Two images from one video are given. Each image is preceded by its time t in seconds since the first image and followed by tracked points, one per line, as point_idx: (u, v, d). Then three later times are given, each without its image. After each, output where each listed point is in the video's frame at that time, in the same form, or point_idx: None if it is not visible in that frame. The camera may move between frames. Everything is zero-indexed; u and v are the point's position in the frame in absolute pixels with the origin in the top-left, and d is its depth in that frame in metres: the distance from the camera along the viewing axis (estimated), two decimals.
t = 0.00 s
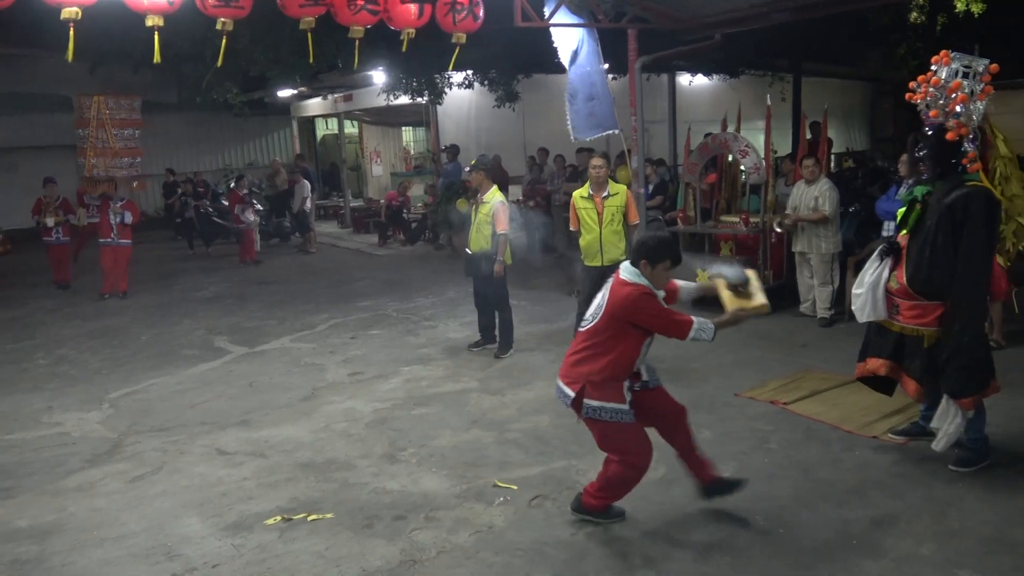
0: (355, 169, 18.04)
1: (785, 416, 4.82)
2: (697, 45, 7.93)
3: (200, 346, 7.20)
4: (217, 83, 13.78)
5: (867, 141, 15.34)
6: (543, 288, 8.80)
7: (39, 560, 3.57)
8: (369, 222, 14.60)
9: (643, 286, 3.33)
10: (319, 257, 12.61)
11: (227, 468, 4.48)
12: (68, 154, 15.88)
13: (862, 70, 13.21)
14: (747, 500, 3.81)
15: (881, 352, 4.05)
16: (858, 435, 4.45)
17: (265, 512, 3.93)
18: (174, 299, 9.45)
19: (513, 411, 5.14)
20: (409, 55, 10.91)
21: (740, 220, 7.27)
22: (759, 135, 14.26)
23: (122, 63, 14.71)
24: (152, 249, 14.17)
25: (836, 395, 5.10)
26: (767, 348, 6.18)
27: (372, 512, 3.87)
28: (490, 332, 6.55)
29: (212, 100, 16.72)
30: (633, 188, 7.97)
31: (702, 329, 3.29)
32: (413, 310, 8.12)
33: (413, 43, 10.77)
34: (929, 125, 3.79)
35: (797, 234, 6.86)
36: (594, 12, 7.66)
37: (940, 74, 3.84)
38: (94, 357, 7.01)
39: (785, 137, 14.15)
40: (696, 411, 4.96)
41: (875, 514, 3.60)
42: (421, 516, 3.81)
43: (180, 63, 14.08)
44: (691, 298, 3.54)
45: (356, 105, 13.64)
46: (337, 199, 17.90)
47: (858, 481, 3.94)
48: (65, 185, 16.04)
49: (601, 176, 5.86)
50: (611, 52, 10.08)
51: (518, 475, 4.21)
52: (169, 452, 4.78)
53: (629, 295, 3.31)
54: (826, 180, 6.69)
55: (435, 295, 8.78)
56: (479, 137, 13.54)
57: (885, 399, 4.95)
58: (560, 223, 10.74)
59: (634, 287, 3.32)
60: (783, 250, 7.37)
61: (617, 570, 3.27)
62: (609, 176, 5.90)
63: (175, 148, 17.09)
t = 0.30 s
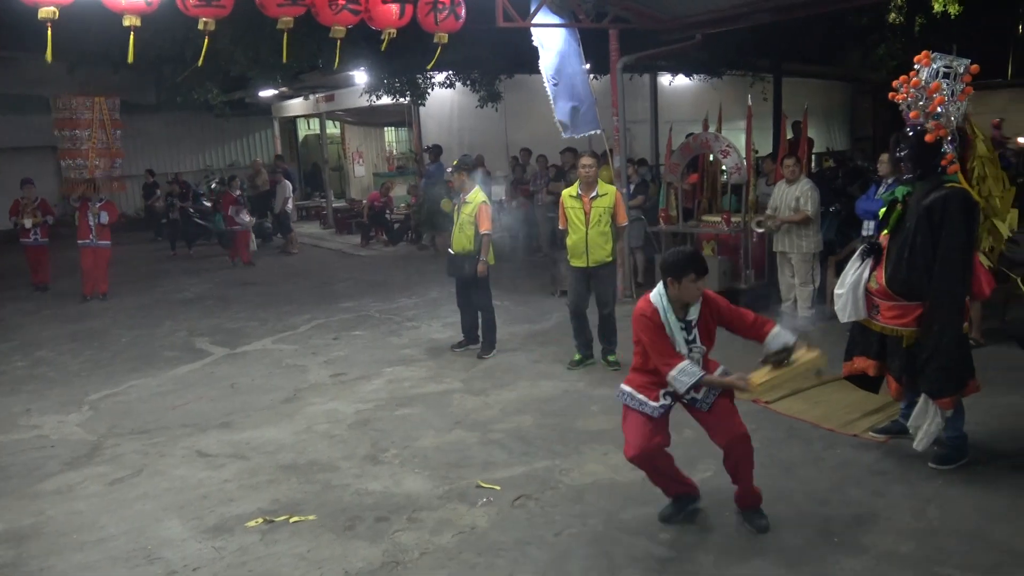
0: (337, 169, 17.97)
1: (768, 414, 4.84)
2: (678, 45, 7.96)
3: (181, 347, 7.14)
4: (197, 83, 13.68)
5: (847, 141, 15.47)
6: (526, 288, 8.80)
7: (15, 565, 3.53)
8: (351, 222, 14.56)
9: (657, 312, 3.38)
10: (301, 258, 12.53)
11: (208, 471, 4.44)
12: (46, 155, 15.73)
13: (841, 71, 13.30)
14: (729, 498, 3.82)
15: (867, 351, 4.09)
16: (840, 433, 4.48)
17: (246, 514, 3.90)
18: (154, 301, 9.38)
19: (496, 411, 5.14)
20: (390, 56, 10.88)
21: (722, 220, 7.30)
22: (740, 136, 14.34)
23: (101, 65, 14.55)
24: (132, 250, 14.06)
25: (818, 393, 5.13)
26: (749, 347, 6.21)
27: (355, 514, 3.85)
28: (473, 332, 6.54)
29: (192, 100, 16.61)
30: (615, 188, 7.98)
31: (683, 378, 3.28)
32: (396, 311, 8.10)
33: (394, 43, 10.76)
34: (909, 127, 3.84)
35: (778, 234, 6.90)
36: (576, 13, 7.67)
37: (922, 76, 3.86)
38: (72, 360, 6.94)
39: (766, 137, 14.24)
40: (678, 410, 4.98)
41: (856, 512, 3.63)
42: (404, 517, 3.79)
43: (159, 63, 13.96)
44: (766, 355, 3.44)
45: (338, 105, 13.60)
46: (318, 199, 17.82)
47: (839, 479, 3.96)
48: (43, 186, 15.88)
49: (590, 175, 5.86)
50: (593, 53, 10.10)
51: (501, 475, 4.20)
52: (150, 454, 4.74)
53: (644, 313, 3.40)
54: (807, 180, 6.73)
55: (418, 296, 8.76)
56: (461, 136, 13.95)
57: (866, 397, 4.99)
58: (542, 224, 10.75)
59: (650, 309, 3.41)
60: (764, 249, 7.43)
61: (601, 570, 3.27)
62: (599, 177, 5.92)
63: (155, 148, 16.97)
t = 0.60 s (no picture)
0: (323, 166, 17.90)
1: (752, 415, 4.87)
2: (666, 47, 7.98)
3: (165, 344, 7.09)
4: (183, 79, 13.58)
5: (833, 144, 15.57)
6: (513, 288, 8.80)
7: None
8: (338, 220, 14.51)
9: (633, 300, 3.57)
10: (286, 255, 12.47)
11: (191, 469, 4.41)
12: (29, 149, 15.57)
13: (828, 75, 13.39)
14: (714, 499, 3.84)
15: (856, 354, 4.09)
16: (823, 435, 4.51)
17: (229, 512, 3.88)
18: (138, 297, 9.30)
19: (482, 410, 5.14)
20: (380, 53, 10.85)
21: (708, 222, 7.31)
22: (727, 138, 14.40)
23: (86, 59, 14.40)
24: (115, 246, 13.95)
25: (802, 395, 5.16)
26: (734, 348, 6.24)
27: (339, 513, 3.84)
28: (459, 331, 6.53)
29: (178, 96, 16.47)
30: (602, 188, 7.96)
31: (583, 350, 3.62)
32: (382, 309, 8.08)
33: (383, 41, 10.71)
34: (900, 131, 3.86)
35: (764, 236, 6.94)
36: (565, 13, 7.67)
37: (914, 80, 3.87)
38: (55, 355, 6.88)
39: (753, 140, 14.31)
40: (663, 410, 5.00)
41: (839, 514, 3.65)
42: (389, 516, 3.78)
43: (143, 57, 13.83)
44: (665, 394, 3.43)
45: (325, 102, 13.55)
46: (305, 197, 17.75)
47: (822, 480, 3.99)
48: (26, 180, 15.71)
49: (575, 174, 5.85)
50: (582, 53, 10.11)
51: (486, 474, 4.20)
52: (133, 451, 4.70)
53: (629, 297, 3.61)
54: (792, 183, 6.77)
55: (405, 294, 8.74)
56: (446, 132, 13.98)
57: (849, 399, 5.02)
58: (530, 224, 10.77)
59: (632, 296, 3.59)
60: (750, 250, 7.47)
61: (585, 570, 3.28)
62: (581, 177, 5.89)
63: (140, 143, 16.83)
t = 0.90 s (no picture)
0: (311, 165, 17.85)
1: (740, 415, 4.89)
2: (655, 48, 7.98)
3: (153, 344, 7.05)
4: (170, 77, 13.50)
5: (820, 146, 15.64)
6: (502, 288, 8.80)
7: None
8: (326, 220, 14.46)
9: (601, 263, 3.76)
10: (275, 255, 12.41)
11: (179, 470, 4.39)
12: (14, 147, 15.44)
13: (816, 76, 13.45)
14: (702, 499, 3.85)
15: (846, 356, 4.11)
16: (811, 435, 4.54)
17: (217, 513, 3.86)
18: (124, 297, 9.24)
19: (472, 410, 5.13)
20: (369, 53, 10.81)
21: (697, 223, 7.33)
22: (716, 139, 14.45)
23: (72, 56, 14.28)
24: (102, 245, 13.85)
25: (790, 395, 5.19)
26: (722, 349, 6.26)
27: (328, 513, 3.83)
28: (448, 331, 6.52)
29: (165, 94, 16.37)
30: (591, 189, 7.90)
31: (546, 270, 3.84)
32: (371, 309, 8.06)
33: (372, 40, 10.67)
34: (893, 133, 3.87)
35: (751, 236, 6.97)
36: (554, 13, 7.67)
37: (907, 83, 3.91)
38: (40, 355, 6.82)
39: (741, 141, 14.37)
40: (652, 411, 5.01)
41: (827, 514, 3.67)
42: (378, 517, 3.77)
43: (130, 55, 13.73)
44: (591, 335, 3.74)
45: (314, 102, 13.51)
46: (293, 196, 17.69)
47: (811, 480, 4.01)
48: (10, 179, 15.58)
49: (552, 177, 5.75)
50: (572, 53, 10.12)
51: (476, 475, 4.20)
52: (119, 452, 4.67)
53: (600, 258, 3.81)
54: (779, 184, 6.81)
55: (393, 294, 8.72)
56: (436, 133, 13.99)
57: (837, 400, 5.05)
58: (519, 224, 10.77)
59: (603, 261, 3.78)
60: (738, 251, 7.49)
61: (575, 570, 3.28)
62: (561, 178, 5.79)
63: (126, 142, 16.72)
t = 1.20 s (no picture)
0: (301, 166, 17.80)
1: (730, 415, 4.90)
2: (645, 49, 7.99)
3: (141, 344, 7.02)
4: (158, 76, 13.42)
5: (809, 147, 15.72)
6: (492, 288, 8.79)
7: None
8: (315, 220, 14.41)
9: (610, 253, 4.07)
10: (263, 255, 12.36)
11: (167, 471, 4.36)
12: None
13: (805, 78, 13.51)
14: (693, 499, 3.86)
15: (841, 358, 4.13)
16: (800, 435, 4.55)
17: (206, 515, 3.84)
18: (111, 297, 9.18)
19: (462, 411, 5.13)
20: (359, 52, 10.78)
21: (687, 224, 7.43)
22: (705, 140, 14.49)
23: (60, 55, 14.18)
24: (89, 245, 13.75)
25: (780, 395, 5.21)
26: (712, 349, 6.27)
27: (318, 514, 3.82)
28: (438, 331, 6.51)
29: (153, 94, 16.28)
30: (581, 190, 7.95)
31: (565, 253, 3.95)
32: (360, 310, 8.03)
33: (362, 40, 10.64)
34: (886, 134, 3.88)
35: (742, 238, 6.99)
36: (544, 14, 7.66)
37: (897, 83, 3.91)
38: (26, 356, 6.77)
39: (730, 142, 14.41)
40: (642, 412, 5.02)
41: (816, 513, 3.68)
42: (368, 518, 3.76)
43: (117, 54, 13.65)
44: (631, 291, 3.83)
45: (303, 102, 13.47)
46: (282, 197, 17.63)
47: (800, 480, 4.02)
48: None
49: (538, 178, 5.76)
50: (561, 54, 10.13)
51: (466, 475, 4.20)
52: (107, 453, 4.64)
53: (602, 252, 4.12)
54: (769, 185, 6.82)
55: (383, 295, 8.70)
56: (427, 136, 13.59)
57: (826, 400, 5.07)
58: (509, 225, 10.77)
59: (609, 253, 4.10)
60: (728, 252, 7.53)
61: (565, 570, 3.28)
62: (551, 178, 5.77)
63: (114, 141, 16.61)
